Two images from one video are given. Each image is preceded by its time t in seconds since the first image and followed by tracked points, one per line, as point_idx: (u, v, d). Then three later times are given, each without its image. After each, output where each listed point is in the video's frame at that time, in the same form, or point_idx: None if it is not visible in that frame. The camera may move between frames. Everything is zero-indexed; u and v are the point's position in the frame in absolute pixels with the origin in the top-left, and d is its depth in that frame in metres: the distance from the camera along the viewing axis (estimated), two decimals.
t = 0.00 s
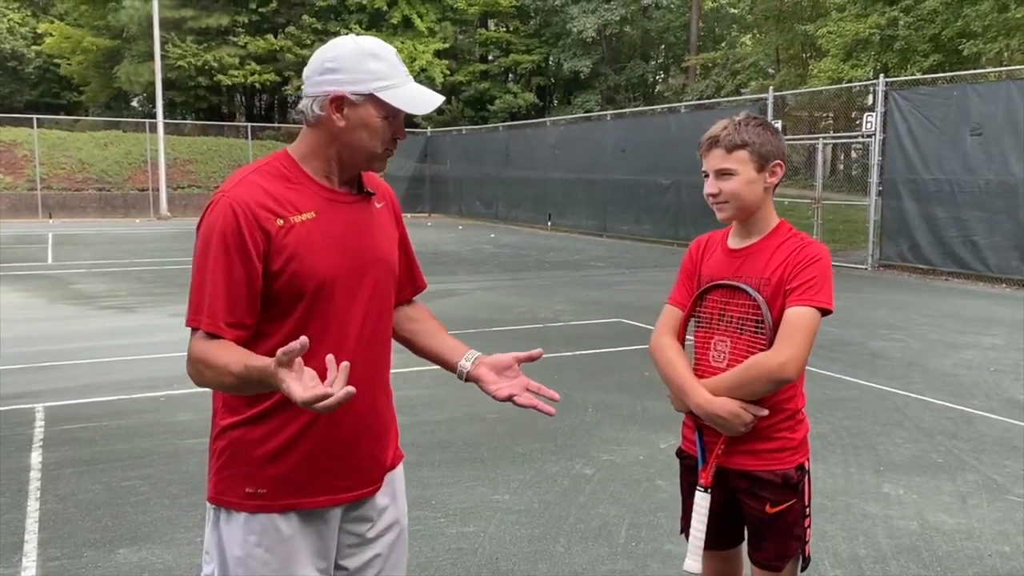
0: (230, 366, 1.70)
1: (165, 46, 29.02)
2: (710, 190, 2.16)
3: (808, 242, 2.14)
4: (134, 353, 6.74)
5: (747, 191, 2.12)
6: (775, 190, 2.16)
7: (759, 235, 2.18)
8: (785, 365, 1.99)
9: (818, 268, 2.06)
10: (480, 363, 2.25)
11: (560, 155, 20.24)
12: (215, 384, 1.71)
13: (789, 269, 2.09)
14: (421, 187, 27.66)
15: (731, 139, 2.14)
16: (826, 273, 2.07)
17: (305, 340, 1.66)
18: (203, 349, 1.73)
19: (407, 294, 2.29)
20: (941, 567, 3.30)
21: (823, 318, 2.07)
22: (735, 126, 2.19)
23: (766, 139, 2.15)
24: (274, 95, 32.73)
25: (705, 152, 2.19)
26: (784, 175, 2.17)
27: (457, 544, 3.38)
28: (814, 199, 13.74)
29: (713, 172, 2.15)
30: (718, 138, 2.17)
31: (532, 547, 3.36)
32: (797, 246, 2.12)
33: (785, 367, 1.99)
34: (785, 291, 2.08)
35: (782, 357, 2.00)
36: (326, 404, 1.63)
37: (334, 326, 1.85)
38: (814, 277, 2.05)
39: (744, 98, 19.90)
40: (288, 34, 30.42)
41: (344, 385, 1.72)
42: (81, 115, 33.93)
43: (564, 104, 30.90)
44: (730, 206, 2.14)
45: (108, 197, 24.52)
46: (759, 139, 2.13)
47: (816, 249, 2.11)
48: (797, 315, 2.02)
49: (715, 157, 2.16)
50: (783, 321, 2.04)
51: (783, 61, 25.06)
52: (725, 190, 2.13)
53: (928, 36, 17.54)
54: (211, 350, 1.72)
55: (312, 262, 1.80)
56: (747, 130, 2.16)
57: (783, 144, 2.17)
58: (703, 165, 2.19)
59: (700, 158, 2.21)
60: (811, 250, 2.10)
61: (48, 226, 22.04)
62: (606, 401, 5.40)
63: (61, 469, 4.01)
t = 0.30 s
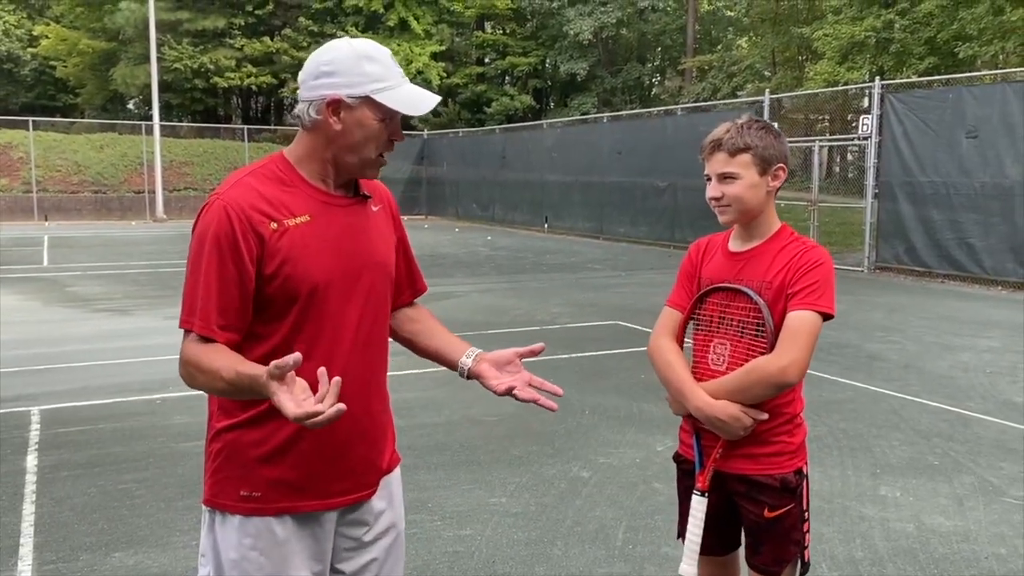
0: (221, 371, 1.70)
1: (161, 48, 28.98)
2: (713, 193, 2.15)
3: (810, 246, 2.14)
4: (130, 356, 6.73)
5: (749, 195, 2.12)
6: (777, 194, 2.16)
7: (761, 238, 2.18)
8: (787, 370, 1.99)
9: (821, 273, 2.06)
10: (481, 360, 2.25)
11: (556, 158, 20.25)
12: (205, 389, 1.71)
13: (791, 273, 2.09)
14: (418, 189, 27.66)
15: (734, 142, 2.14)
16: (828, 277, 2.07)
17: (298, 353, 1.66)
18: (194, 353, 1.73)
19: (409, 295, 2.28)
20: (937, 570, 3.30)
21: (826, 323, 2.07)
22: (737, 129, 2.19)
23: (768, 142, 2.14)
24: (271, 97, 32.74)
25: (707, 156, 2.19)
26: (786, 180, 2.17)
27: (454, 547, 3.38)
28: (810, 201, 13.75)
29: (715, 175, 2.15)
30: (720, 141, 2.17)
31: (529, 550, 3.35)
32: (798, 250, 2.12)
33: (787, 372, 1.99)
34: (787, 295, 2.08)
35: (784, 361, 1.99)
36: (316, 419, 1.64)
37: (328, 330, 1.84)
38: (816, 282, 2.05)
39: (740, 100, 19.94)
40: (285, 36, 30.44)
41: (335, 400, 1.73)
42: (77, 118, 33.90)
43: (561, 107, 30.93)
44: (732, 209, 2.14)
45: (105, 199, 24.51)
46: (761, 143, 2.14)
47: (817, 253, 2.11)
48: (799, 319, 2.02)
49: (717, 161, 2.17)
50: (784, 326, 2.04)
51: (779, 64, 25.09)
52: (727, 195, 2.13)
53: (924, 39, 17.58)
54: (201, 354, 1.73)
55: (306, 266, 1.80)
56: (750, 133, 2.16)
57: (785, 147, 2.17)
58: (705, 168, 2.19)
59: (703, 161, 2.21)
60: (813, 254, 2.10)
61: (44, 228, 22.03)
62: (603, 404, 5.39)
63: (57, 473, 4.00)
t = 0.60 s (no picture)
0: (217, 375, 1.70)
1: (157, 49, 28.93)
2: (712, 197, 2.16)
3: (808, 251, 2.14)
4: (126, 358, 6.71)
5: (748, 199, 2.12)
6: (776, 198, 2.16)
7: (759, 242, 2.18)
8: (785, 373, 1.99)
9: (820, 277, 2.06)
10: (478, 362, 2.24)
11: (553, 160, 20.26)
12: (200, 391, 1.71)
13: (790, 277, 2.09)
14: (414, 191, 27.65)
15: (733, 145, 2.14)
16: (826, 282, 2.07)
17: (295, 361, 1.66)
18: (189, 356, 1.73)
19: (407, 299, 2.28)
20: (934, 571, 3.31)
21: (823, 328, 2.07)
22: (737, 132, 2.19)
23: (767, 146, 2.15)
24: (267, 99, 32.71)
25: (706, 159, 2.19)
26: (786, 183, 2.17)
27: (452, 550, 3.37)
28: (807, 203, 13.78)
29: (714, 179, 2.15)
30: (719, 144, 2.18)
31: (527, 552, 3.35)
32: (797, 255, 2.12)
33: (784, 376, 1.99)
34: (785, 299, 2.08)
35: (781, 365, 2.00)
36: (313, 426, 1.64)
37: (323, 335, 1.84)
38: (814, 286, 2.05)
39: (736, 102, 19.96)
40: (281, 38, 30.44)
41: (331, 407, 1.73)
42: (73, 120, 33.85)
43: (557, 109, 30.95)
44: (731, 213, 2.14)
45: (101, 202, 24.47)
46: (761, 146, 2.14)
47: (816, 258, 2.11)
48: (797, 323, 2.02)
49: (716, 164, 2.17)
50: (781, 330, 2.04)
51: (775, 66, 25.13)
52: (726, 198, 2.13)
53: (920, 42, 17.62)
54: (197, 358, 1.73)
55: (301, 269, 1.79)
56: (749, 136, 2.16)
57: (784, 151, 2.17)
58: (705, 172, 2.19)
59: (702, 165, 2.21)
60: (811, 259, 2.10)
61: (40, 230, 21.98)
62: (601, 406, 5.39)
63: (54, 475, 3.99)
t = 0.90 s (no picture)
0: (224, 374, 1.70)
1: (155, 50, 28.92)
2: (720, 196, 2.16)
3: (816, 249, 2.14)
4: (126, 359, 6.70)
5: (758, 197, 2.12)
6: (786, 196, 2.16)
7: (767, 240, 2.19)
8: (791, 370, 1.98)
9: (828, 275, 2.07)
10: (488, 362, 2.24)
11: (552, 161, 20.27)
12: (206, 390, 1.71)
13: (797, 275, 2.10)
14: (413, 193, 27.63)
15: (742, 144, 2.15)
16: (834, 280, 2.07)
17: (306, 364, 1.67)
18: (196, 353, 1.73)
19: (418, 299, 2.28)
20: (938, 571, 3.31)
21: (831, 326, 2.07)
22: (746, 131, 2.19)
23: (776, 144, 2.15)
24: (265, 100, 32.70)
25: (715, 158, 2.20)
26: (796, 181, 2.16)
27: (455, 550, 3.37)
28: (805, 204, 13.80)
29: (722, 178, 2.16)
30: (728, 143, 2.18)
31: (531, 552, 3.35)
32: (806, 253, 2.13)
33: (791, 372, 1.99)
34: (793, 296, 2.08)
35: (788, 361, 1.99)
36: (322, 430, 1.65)
37: (330, 335, 1.84)
38: (823, 284, 2.06)
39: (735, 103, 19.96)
40: (279, 40, 30.46)
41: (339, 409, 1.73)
42: (71, 121, 33.83)
43: (555, 110, 30.96)
44: (740, 212, 2.14)
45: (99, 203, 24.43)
46: (770, 144, 2.14)
47: (824, 257, 2.11)
48: (804, 319, 2.03)
49: (725, 163, 2.17)
50: (789, 327, 2.04)
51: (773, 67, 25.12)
52: (735, 197, 2.13)
53: (918, 43, 17.64)
54: (203, 356, 1.73)
55: (306, 267, 1.79)
56: (757, 135, 2.16)
57: (794, 149, 2.17)
58: (713, 170, 2.20)
59: (711, 163, 2.21)
60: (820, 257, 2.11)
61: (37, 231, 21.92)
62: (602, 406, 5.40)
63: (56, 476, 3.99)
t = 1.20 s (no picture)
0: (192, 382, 1.72)
1: (153, 51, 28.91)
2: (701, 203, 2.17)
3: (798, 257, 2.14)
4: (120, 361, 6.70)
5: (735, 204, 2.13)
6: (766, 203, 2.15)
7: (749, 247, 2.19)
8: (766, 375, 1.98)
9: (807, 282, 2.06)
10: (481, 371, 2.23)
11: (549, 162, 20.28)
12: (174, 394, 1.73)
13: (776, 282, 2.10)
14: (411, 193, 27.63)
15: (721, 151, 2.15)
16: (814, 287, 2.07)
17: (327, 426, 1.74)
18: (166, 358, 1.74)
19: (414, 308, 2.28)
20: None
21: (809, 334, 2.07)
22: (726, 137, 2.19)
23: (756, 151, 2.14)
24: (263, 100, 32.70)
25: (696, 165, 2.20)
26: (777, 188, 2.16)
27: (445, 554, 3.37)
28: (802, 205, 13.78)
29: (702, 185, 2.16)
30: (708, 150, 2.18)
31: (520, 556, 3.35)
32: (786, 260, 2.13)
33: (766, 379, 1.98)
34: (772, 303, 2.08)
35: (763, 368, 1.99)
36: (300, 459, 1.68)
37: (299, 343, 1.84)
38: (802, 291, 2.05)
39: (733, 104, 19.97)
40: (277, 40, 30.47)
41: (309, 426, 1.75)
42: (69, 121, 33.83)
43: (553, 110, 30.98)
44: (720, 219, 2.15)
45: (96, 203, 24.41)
46: (749, 151, 2.14)
47: (805, 264, 2.11)
48: (782, 326, 2.02)
49: (705, 170, 2.17)
50: (766, 334, 2.04)
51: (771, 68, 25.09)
52: (715, 204, 2.14)
53: (915, 44, 17.68)
54: (170, 362, 1.73)
55: (275, 274, 1.79)
56: (738, 143, 2.16)
57: (775, 157, 2.17)
58: (693, 177, 2.20)
59: (692, 171, 2.22)
60: (801, 265, 2.11)
61: (34, 232, 21.89)
62: (595, 409, 5.40)
63: (46, 479, 3.98)
